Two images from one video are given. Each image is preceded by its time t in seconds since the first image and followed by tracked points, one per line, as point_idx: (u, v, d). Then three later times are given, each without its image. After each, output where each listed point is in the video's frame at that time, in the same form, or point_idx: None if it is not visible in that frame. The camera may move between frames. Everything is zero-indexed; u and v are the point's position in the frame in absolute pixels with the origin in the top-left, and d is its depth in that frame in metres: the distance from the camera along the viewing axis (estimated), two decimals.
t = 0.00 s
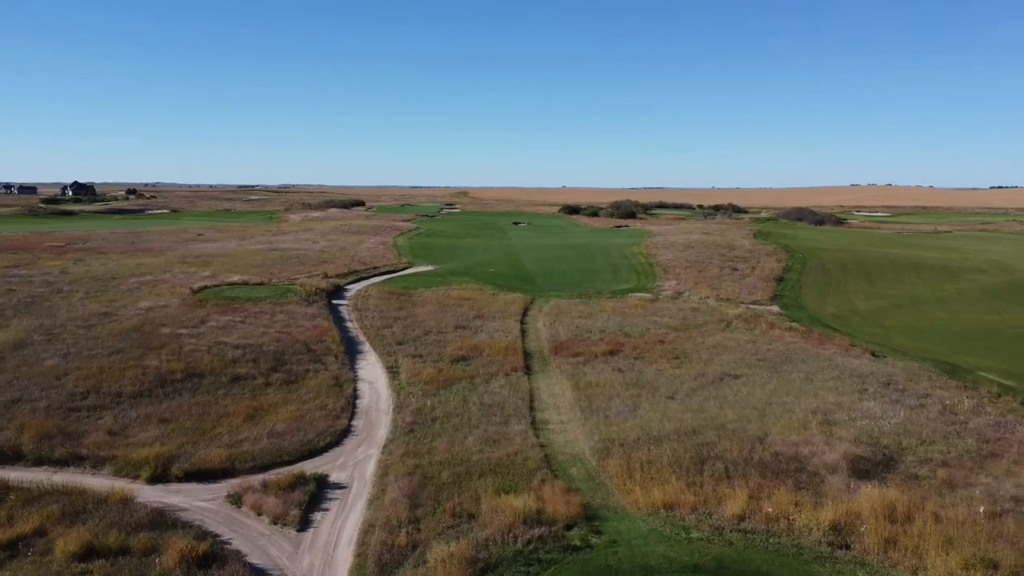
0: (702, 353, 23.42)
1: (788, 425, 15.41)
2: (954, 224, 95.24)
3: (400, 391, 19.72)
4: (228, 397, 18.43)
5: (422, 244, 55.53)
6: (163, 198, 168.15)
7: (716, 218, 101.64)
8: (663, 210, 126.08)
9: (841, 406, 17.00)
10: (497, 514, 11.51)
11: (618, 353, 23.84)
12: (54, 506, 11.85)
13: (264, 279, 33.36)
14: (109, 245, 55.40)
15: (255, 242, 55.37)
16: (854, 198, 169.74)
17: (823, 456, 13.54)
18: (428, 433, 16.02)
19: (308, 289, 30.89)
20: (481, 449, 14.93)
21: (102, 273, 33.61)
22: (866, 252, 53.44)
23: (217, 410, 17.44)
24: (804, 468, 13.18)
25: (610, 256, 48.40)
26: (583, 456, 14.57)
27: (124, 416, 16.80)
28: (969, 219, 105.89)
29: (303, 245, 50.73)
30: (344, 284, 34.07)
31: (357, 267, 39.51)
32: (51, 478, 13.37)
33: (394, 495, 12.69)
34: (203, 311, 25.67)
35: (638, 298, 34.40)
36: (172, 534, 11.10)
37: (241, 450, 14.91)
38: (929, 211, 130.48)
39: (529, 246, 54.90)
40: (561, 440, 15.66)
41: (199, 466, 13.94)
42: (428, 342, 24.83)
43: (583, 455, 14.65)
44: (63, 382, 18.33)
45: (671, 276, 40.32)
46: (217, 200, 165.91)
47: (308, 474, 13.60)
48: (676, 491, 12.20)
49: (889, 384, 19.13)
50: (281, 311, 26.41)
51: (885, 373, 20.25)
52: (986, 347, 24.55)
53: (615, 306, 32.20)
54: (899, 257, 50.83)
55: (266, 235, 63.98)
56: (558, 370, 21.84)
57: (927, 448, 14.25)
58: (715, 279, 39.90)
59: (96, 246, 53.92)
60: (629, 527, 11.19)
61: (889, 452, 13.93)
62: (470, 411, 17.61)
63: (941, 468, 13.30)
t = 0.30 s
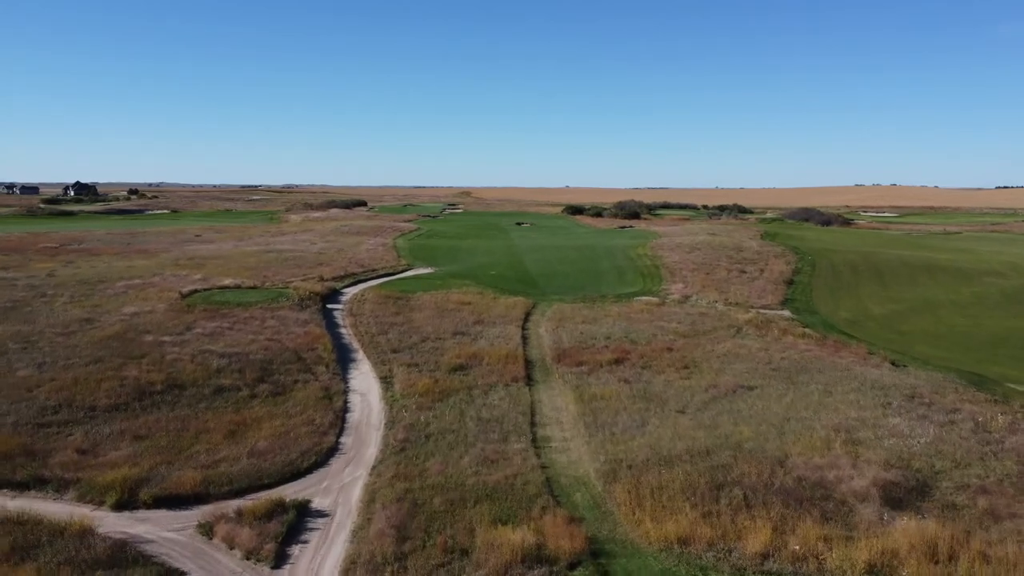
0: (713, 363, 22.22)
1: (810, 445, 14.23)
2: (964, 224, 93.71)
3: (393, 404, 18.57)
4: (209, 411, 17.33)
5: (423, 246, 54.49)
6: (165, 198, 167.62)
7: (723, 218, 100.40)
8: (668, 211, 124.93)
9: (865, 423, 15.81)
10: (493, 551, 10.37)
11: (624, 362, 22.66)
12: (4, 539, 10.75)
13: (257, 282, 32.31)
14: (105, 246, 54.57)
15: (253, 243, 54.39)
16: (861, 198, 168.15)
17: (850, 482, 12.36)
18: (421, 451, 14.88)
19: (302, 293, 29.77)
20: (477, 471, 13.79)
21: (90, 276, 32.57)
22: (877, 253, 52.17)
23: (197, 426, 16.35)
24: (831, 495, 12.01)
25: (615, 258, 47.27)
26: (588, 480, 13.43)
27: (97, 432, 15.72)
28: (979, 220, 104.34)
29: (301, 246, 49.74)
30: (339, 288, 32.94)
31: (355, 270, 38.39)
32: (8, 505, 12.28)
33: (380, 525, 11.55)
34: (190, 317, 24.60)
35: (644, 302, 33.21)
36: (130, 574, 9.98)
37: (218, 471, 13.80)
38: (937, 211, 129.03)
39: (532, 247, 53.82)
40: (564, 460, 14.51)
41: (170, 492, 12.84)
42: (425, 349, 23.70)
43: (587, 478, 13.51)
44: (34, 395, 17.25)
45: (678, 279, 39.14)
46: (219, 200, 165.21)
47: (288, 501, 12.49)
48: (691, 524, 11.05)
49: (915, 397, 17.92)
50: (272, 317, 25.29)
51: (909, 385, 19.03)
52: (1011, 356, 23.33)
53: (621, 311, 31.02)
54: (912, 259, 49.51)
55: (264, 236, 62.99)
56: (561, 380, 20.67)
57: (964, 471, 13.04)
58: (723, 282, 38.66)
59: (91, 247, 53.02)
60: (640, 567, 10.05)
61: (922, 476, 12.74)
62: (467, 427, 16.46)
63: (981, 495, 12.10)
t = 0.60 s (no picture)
0: (721, 373, 21.10)
1: (832, 468, 13.08)
2: (969, 224, 92.59)
3: (382, 418, 17.42)
4: (184, 427, 16.18)
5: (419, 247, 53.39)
6: (162, 198, 166.68)
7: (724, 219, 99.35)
8: (669, 211, 123.96)
9: (889, 442, 14.67)
10: None
11: (628, 371, 21.53)
12: None
13: (245, 286, 31.17)
14: (96, 248, 53.49)
15: (247, 244, 53.27)
16: (863, 198, 167.05)
17: (880, 512, 11.20)
18: (409, 474, 13.72)
19: (291, 297, 28.66)
20: (470, 497, 12.63)
21: (73, 280, 31.43)
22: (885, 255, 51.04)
23: (169, 445, 15.20)
24: (860, 529, 10.86)
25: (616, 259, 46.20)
26: (591, 507, 12.28)
27: (60, 451, 14.58)
28: (982, 220, 103.43)
29: (295, 248, 48.63)
30: (331, 291, 31.81)
31: (348, 272, 37.28)
32: None
33: (361, 562, 10.40)
34: (172, 324, 23.45)
35: (647, 306, 32.10)
36: None
37: (187, 497, 12.66)
38: (940, 211, 128.06)
39: (532, 248, 52.74)
40: (564, 484, 13.37)
41: (132, 522, 11.69)
42: (418, 358, 22.55)
43: (589, 505, 12.37)
44: None
45: (681, 282, 38.01)
46: (217, 200, 164.30)
47: (261, 533, 11.33)
48: (706, 565, 9.91)
49: (939, 412, 16.77)
50: (258, 323, 24.15)
51: (931, 398, 17.88)
52: None
53: (623, 316, 29.90)
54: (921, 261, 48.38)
55: (259, 237, 61.95)
56: (561, 392, 19.53)
57: (1003, 499, 11.90)
58: (728, 285, 37.54)
59: (80, 249, 51.91)
60: None
61: (957, 506, 11.59)
62: (460, 445, 15.31)
63: None
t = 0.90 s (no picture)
0: (730, 384, 19.95)
1: (859, 495, 11.92)
2: (973, 225, 91.66)
3: (370, 434, 16.26)
4: (155, 446, 15.02)
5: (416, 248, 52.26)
6: (160, 198, 165.65)
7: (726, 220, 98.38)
8: (670, 211, 122.97)
9: (917, 464, 13.51)
10: None
11: (631, 382, 20.40)
12: None
13: (233, 290, 30.03)
14: (86, 249, 52.34)
15: (240, 246, 52.12)
16: (865, 199, 165.98)
17: (917, 550, 10.04)
18: (396, 501, 12.56)
19: (280, 302, 27.50)
20: (461, 529, 11.48)
21: (55, 283, 30.29)
22: (892, 256, 49.90)
23: (138, 466, 14.06)
24: (896, 569, 9.70)
25: (617, 261, 45.16)
26: (594, 541, 11.14)
27: (18, 474, 13.44)
28: (987, 220, 102.43)
29: (289, 250, 47.47)
30: (323, 295, 30.65)
31: (341, 275, 36.13)
32: None
33: None
34: (152, 331, 22.30)
35: (650, 310, 30.95)
36: None
37: (150, 528, 11.50)
38: (943, 211, 127.16)
39: (531, 250, 51.69)
40: (564, 512, 12.22)
41: (86, 559, 10.54)
42: (411, 367, 21.42)
43: (592, 538, 11.22)
44: None
45: (685, 285, 36.89)
46: (214, 201, 163.25)
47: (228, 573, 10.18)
48: None
49: (968, 429, 15.62)
50: (243, 330, 22.98)
51: (957, 413, 16.74)
52: None
53: (625, 321, 28.73)
54: (930, 262, 47.22)
55: (254, 238, 60.82)
56: (561, 405, 18.38)
57: None
58: (733, 289, 36.39)
59: (69, 250, 50.77)
60: None
61: (1001, 541, 10.43)
62: (452, 466, 14.15)
63: None
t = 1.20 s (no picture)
0: (741, 396, 18.78)
1: (894, 530, 10.77)
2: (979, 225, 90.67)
3: (357, 453, 15.09)
4: (122, 468, 13.84)
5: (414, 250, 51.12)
6: (158, 198, 164.71)
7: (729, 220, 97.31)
8: (671, 211, 122.08)
9: (953, 491, 12.35)
10: None
11: (637, 394, 19.26)
12: None
13: (221, 294, 28.88)
14: (76, 251, 51.25)
15: (233, 247, 50.98)
16: (868, 199, 164.84)
17: None
18: (382, 534, 11.40)
19: (269, 307, 26.36)
20: (453, 568, 10.32)
21: (35, 287, 29.13)
22: (901, 258, 48.75)
23: (101, 491, 12.89)
24: None
25: (619, 263, 44.08)
26: None
27: None
28: (992, 220, 101.40)
29: (283, 251, 46.33)
30: (315, 300, 29.53)
31: (335, 278, 35.01)
32: None
33: None
34: (131, 339, 21.14)
35: (654, 315, 29.81)
36: None
37: (106, 566, 10.35)
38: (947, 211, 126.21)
39: (532, 251, 50.58)
40: (567, 547, 11.06)
41: None
42: (403, 377, 20.27)
43: None
44: None
45: (690, 288, 35.75)
46: (213, 201, 162.35)
47: None
48: None
49: (1002, 450, 14.47)
50: (227, 337, 21.83)
51: (988, 431, 15.60)
52: None
53: (629, 328, 27.56)
54: (940, 264, 46.08)
55: (249, 239, 59.71)
56: (563, 419, 17.23)
57: None
58: (740, 292, 35.22)
59: (59, 252, 49.63)
60: None
61: None
62: (444, 491, 12.99)
63: None
